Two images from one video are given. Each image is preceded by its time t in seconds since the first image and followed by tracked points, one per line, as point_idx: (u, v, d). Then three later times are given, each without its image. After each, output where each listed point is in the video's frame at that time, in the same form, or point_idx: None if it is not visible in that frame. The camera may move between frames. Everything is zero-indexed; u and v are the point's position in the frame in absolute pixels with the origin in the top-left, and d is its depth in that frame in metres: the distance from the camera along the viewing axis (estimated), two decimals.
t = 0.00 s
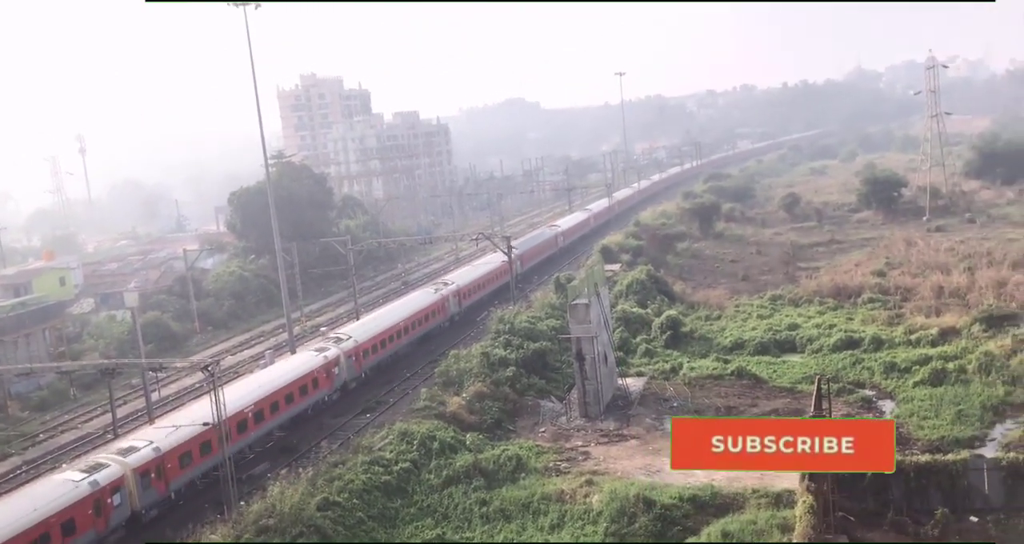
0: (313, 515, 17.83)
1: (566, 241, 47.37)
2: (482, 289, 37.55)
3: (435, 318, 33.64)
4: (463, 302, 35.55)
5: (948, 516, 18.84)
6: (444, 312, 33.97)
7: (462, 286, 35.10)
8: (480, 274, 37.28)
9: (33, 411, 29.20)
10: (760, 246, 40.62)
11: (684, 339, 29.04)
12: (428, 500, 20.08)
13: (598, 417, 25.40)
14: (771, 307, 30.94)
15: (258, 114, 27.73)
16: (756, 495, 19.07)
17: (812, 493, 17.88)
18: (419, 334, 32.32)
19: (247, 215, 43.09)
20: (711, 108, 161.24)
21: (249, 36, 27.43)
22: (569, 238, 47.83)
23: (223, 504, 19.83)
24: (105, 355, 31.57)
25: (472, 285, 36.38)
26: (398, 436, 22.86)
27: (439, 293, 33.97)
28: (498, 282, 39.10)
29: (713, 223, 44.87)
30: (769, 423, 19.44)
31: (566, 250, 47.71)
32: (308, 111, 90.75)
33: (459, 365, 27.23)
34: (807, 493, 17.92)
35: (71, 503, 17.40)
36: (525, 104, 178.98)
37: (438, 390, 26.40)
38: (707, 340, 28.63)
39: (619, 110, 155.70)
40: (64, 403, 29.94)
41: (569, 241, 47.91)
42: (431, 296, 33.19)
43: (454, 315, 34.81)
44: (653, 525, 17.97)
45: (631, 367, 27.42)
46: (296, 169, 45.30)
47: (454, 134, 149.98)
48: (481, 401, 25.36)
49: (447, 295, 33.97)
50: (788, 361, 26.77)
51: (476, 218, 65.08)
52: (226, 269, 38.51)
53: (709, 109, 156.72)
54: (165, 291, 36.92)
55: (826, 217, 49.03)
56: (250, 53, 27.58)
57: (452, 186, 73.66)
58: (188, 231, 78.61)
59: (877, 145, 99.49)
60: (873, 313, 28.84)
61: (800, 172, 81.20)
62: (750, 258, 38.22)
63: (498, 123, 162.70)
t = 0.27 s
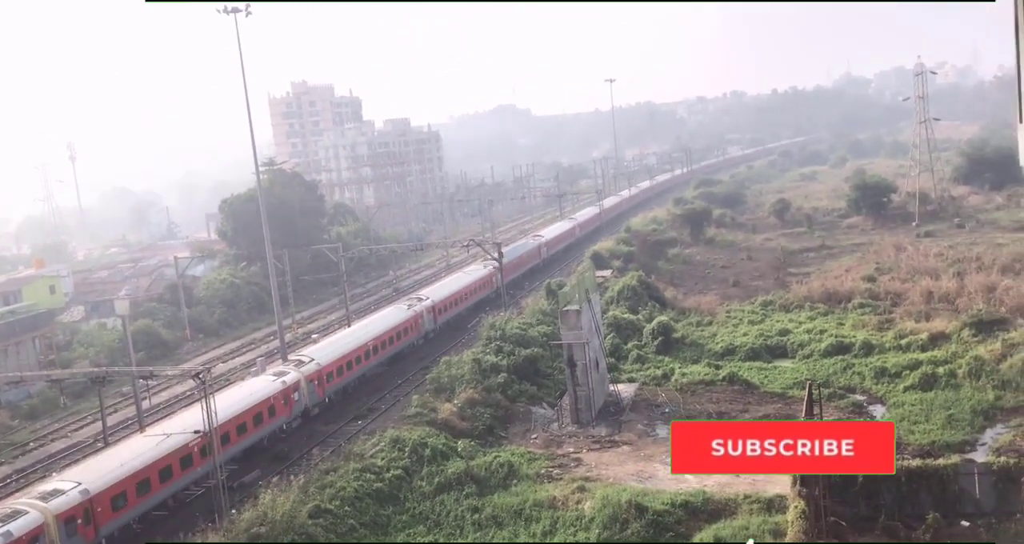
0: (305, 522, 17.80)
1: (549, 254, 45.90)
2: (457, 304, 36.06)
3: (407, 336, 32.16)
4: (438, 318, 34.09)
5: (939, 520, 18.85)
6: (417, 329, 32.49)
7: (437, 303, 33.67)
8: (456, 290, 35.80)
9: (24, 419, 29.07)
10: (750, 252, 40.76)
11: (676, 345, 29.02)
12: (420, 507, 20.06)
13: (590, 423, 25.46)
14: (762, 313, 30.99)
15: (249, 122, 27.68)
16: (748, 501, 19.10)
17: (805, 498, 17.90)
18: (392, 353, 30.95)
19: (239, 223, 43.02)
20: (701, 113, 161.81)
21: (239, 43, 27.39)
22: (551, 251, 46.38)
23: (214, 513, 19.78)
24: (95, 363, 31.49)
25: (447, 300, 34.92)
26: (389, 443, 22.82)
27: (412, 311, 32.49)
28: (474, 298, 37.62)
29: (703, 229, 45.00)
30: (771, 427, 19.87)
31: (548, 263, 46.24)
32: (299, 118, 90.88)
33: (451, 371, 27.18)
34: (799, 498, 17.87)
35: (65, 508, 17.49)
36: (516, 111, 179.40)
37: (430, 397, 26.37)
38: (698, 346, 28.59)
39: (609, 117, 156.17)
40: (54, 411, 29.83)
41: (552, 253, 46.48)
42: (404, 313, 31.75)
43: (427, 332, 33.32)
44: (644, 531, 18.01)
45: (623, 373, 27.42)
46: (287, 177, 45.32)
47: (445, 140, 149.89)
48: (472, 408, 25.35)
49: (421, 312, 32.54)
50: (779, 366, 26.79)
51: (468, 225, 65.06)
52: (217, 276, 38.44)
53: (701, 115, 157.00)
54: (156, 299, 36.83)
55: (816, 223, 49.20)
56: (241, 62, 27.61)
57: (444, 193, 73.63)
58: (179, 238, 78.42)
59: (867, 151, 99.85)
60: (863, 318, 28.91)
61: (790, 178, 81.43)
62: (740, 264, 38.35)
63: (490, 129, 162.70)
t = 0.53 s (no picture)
0: (307, 526, 17.80)
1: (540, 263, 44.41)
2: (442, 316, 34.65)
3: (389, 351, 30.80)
4: (421, 332, 32.72)
5: (940, 524, 18.75)
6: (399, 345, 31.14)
7: (421, 316, 32.32)
8: (441, 302, 34.39)
9: (25, 424, 29.02)
10: (751, 255, 40.74)
11: (677, 349, 28.87)
12: (422, 511, 20.04)
13: (591, 426, 25.46)
14: (764, 316, 30.88)
15: (250, 126, 27.66)
16: (750, 505, 19.08)
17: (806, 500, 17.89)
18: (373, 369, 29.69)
19: (240, 227, 42.95)
20: (704, 115, 161.72)
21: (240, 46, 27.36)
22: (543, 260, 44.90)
23: (217, 516, 19.81)
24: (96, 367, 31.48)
25: (431, 313, 33.54)
26: (391, 447, 22.77)
27: (394, 325, 31.13)
28: (460, 309, 36.22)
29: (705, 232, 44.92)
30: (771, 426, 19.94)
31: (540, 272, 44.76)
32: (299, 122, 90.99)
33: (452, 375, 27.09)
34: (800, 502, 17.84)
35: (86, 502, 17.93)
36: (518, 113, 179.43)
37: (431, 401, 26.31)
38: (700, 349, 28.42)
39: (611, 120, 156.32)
40: (56, 415, 29.79)
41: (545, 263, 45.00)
42: (385, 328, 30.39)
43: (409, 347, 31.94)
44: (647, 535, 18.02)
45: (624, 377, 27.37)
46: (289, 181, 45.32)
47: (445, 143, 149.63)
48: (473, 412, 25.32)
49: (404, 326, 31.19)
50: (781, 370, 26.72)
51: (468, 229, 64.93)
52: (217, 280, 38.45)
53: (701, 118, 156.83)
54: (156, 303, 36.76)
55: (818, 226, 49.09)
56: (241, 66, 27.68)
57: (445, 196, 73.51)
58: (180, 243, 78.27)
59: (866, 154, 99.85)
60: (865, 321, 28.82)
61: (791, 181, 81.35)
62: (743, 267, 38.35)
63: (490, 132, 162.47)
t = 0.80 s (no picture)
0: None
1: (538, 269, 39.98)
2: (423, 333, 30.38)
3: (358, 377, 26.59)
4: (397, 354, 28.44)
5: None
6: (369, 370, 26.90)
7: (395, 335, 28.02)
8: (420, 317, 30.04)
9: None
10: (786, 255, 37.85)
11: (701, 359, 25.92)
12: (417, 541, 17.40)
13: (605, 446, 22.72)
14: (798, 322, 27.97)
15: (227, 111, 24.83)
16: (783, 533, 16.23)
17: (844, 526, 16.65)
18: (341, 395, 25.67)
19: (215, 222, 39.87)
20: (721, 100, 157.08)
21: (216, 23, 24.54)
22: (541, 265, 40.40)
23: None
24: (55, 378, 28.67)
25: (409, 331, 29.25)
26: (382, 468, 20.03)
27: (364, 346, 26.89)
28: (445, 324, 31.94)
29: (733, 229, 41.92)
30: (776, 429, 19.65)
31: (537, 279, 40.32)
32: (280, 106, 87.47)
33: (451, 388, 24.27)
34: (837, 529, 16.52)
35: (87, 504, 16.95)
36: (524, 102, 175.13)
37: (428, 416, 23.54)
38: (726, 360, 25.52)
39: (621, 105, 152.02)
40: (9, 431, 27.01)
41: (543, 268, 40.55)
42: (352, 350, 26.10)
43: (382, 371, 27.70)
44: None
45: (643, 390, 24.57)
46: (269, 171, 42.22)
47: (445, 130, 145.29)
48: (474, 429, 22.58)
49: (373, 348, 26.89)
50: (817, 382, 23.93)
51: (469, 224, 61.94)
52: (189, 283, 35.64)
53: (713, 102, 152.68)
54: (121, 308, 33.86)
55: (860, 221, 46.13)
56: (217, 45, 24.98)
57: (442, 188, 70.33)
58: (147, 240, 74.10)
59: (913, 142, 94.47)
60: (911, 328, 26.00)
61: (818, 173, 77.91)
62: (774, 268, 35.52)
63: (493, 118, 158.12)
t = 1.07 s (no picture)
0: None
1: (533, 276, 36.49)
2: (400, 352, 27.05)
3: (318, 404, 23.37)
4: (364, 378, 25.05)
5: None
6: (331, 397, 23.65)
7: (363, 356, 24.69)
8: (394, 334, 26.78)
9: None
10: (813, 254, 35.80)
11: (722, 368, 24.03)
12: None
13: (617, 461, 20.87)
14: (827, 327, 25.97)
15: (208, 98, 22.86)
16: None
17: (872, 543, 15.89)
18: (306, 421, 22.78)
19: (193, 214, 37.45)
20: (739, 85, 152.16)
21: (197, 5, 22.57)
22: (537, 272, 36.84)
23: None
24: (22, 385, 26.76)
25: (380, 349, 25.92)
26: (376, 485, 18.24)
27: (325, 369, 23.66)
28: (425, 341, 28.59)
29: (756, 227, 39.89)
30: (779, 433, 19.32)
31: (533, 287, 36.83)
32: (265, 93, 77.84)
33: (450, 398, 22.37)
34: None
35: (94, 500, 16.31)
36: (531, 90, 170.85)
37: (426, 429, 21.68)
38: (749, 369, 23.57)
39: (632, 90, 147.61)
40: None
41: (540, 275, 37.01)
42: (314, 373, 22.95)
43: (348, 397, 24.43)
44: None
45: (659, 401, 22.68)
46: (252, 162, 39.93)
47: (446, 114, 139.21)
48: (476, 443, 20.73)
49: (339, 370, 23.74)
50: (848, 393, 22.05)
51: (470, 219, 59.83)
52: (167, 284, 33.67)
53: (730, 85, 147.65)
54: (94, 310, 31.89)
55: (894, 218, 43.05)
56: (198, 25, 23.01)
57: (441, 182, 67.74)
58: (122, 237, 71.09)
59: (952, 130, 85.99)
60: (950, 334, 24.06)
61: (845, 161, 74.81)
62: (800, 268, 33.50)
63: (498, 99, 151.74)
